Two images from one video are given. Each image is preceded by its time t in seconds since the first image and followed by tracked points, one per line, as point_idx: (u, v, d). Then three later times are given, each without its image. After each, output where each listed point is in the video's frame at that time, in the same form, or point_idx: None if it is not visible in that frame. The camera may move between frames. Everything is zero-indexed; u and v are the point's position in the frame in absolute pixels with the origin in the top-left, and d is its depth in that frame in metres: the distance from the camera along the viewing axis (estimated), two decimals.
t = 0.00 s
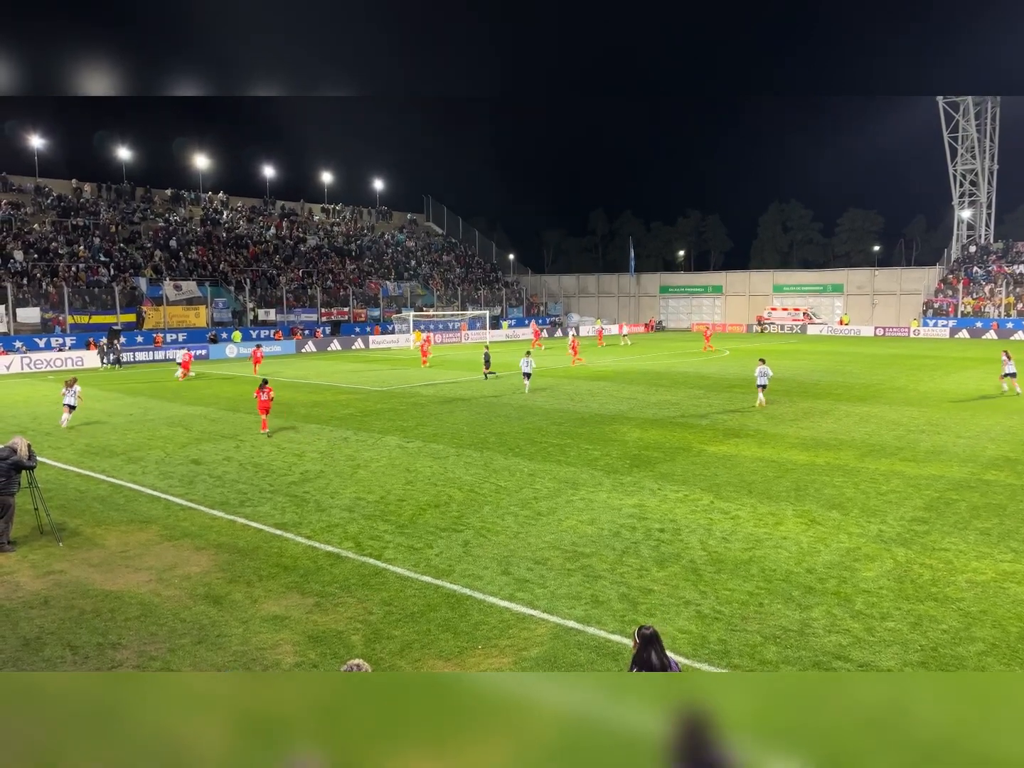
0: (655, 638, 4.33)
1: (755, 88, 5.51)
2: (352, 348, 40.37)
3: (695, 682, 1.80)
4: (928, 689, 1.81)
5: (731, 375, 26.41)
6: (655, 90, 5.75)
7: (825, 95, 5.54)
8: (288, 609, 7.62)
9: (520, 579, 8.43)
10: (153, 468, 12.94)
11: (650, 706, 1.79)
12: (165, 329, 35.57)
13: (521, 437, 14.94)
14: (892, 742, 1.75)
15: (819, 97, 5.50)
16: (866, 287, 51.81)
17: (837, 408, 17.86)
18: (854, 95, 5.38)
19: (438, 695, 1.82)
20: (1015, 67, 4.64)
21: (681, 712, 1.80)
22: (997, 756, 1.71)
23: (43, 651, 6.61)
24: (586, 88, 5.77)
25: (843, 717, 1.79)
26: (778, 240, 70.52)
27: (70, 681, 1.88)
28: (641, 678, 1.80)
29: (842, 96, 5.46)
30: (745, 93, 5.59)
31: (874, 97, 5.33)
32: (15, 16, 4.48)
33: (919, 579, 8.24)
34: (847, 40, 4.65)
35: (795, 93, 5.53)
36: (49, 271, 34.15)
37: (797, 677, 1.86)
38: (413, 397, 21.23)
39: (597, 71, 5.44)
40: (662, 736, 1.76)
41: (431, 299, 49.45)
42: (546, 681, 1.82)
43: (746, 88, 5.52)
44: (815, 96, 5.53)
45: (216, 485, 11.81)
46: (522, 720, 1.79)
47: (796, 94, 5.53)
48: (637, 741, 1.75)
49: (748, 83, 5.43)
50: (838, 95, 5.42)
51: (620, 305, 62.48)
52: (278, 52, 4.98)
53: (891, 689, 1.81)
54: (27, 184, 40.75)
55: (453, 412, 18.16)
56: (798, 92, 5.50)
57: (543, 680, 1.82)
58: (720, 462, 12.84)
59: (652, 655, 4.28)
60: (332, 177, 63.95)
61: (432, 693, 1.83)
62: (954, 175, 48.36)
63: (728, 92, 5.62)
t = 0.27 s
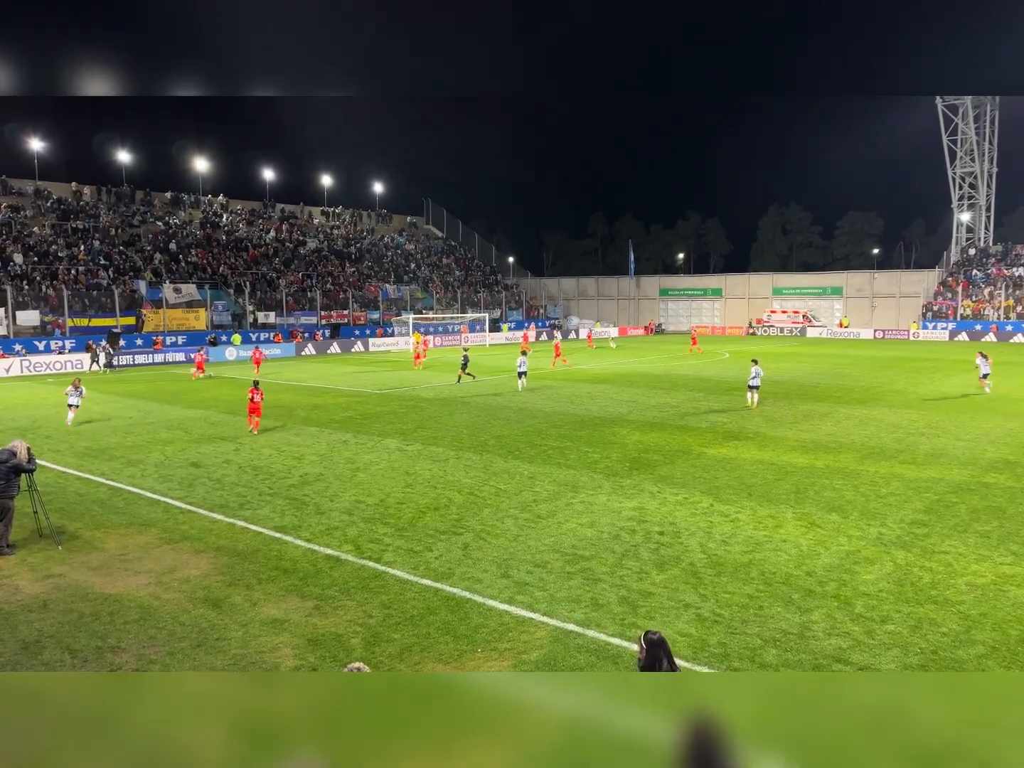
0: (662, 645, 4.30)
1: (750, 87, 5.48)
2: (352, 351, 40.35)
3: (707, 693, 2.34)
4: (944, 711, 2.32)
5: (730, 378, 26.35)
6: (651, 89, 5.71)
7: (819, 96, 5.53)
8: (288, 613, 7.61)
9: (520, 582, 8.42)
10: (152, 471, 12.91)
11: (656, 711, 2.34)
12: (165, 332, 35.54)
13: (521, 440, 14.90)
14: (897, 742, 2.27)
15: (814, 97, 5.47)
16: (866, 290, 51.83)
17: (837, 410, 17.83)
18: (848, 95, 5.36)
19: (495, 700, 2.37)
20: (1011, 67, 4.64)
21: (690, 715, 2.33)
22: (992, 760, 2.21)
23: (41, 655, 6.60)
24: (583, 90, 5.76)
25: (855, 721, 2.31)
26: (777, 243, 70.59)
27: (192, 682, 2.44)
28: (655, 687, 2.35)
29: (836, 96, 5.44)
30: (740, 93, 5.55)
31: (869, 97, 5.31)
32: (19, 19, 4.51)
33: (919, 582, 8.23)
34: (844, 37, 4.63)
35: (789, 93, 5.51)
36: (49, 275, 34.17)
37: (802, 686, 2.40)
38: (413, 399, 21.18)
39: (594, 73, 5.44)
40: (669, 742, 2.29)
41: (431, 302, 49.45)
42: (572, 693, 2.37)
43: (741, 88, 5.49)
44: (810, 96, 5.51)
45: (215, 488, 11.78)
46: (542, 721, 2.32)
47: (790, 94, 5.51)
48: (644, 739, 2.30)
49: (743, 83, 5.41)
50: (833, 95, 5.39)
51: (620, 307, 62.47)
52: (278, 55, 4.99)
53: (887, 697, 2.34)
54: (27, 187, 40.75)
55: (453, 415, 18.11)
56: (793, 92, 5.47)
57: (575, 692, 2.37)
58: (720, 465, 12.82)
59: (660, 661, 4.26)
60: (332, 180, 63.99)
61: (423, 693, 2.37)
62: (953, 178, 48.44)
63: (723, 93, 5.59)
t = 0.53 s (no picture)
0: (660, 644, 4.32)
1: (746, 88, 5.48)
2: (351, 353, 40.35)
3: (702, 697, 2.41)
4: (937, 708, 2.40)
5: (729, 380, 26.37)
6: (648, 91, 5.71)
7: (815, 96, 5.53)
8: (287, 615, 7.60)
9: (519, 584, 8.42)
10: (151, 473, 12.91)
11: (650, 714, 2.42)
12: (164, 334, 35.52)
13: (520, 442, 14.91)
14: (895, 743, 2.35)
15: (810, 97, 5.48)
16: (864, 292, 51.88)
17: (836, 412, 17.85)
18: (844, 95, 5.37)
19: (496, 706, 2.45)
20: (1008, 68, 4.66)
21: (686, 719, 2.41)
22: (988, 760, 2.29)
23: (40, 657, 6.59)
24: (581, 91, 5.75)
25: (855, 724, 2.39)
26: (776, 245, 70.66)
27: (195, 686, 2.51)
28: (650, 690, 2.43)
29: (832, 96, 5.45)
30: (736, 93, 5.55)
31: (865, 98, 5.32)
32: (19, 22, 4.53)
33: (918, 584, 8.23)
34: (842, 38, 4.63)
35: (785, 94, 5.51)
36: (48, 277, 34.17)
37: (800, 687, 2.47)
38: (412, 401, 21.20)
39: (591, 74, 5.43)
40: (664, 742, 2.37)
41: (430, 304, 49.48)
42: (569, 695, 2.43)
43: (738, 88, 5.49)
44: (805, 97, 5.52)
45: (214, 490, 11.78)
46: (540, 726, 2.40)
47: (786, 94, 5.51)
48: (639, 741, 2.38)
49: (740, 84, 5.41)
50: (830, 95, 5.40)
51: (619, 309, 62.50)
52: (278, 56, 5.01)
53: (887, 699, 2.41)
54: (26, 189, 40.75)
55: (452, 417, 18.14)
56: (789, 92, 5.47)
57: (570, 694, 2.43)
58: (719, 467, 12.82)
59: (658, 660, 4.28)
60: (331, 182, 64.06)
61: (424, 695, 2.46)
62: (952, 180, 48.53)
63: (719, 94, 5.59)
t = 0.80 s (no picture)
0: (652, 649, 4.31)
1: (743, 88, 5.47)
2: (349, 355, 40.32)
3: (699, 699, 2.42)
4: (931, 708, 2.42)
5: (727, 382, 26.38)
6: (644, 92, 5.71)
7: (812, 95, 5.54)
8: (285, 617, 7.59)
9: (517, 586, 8.41)
10: (149, 475, 12.88)
11: (645, 717, 2.43)
12: (162, 336, 35.50)
13: (519, 444, 14.91)
14: (893, 745, 2.36)
15: (806, 96, 5.48)
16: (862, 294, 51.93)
17: (834, 415, 17.85)
18: (841, 94, 5.37)
19: (493, 710, 2.45)
20: (1005, 67, 4.66)
21: (683, 722, 2.42)
22: (984, 759, 2.31)
23: (37, 660, 6.58)
24: (579, 91, 5.75)
25: (855, 726, 2.40)
26: (774, 247, 70.73)
27: (190, 690, 2.50)
28: (646, 692, 2.43)
29: (828, 96, 5.45)
30: (734, 94, 5.54)
31: (862, 97, 5.32)
32: (17, 22, 4.53)
33: (917, 587, 8.23)
34: (840, 35, 4.63)
35: (782, 94, 5.51)
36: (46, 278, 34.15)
37: (800, 689, 2.47)
38: (410, 404, 21.18)
39: (588, 75, 5.43)
40: (656, 742, 2.40)
41: (428, 306, 49.48)
42: (565, 696, 2.43)
43: (734, 89, 5.49)
44: (802, 97, 5.52)
45: (212, 492, 11.76)
46: (536, 727, 2.41)
47: (782, 94, 5.51)
48: (635, 743, 2.40)
49: (737, 84, 5.41)
50: (826, 95, 5.40)
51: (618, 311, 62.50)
52: (276, 57, 5.01)
53: (888, 701, 2.41)
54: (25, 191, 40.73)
55: (450, 419, 18.12)
56: (787, 90, 5.46)
57: (565, 695, 2.43)
58: (718, 469, 12.82)
59: (651, 664, 4.27)
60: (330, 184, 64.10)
61: (423, 695, 2.46)
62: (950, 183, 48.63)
63: (716, 95, 5.58)
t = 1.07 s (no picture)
0: (635, 652, 4.28)
1: (741, 89, 5.46)
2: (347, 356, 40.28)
3: (695, 704, 2.43)
4: (927, 710, 2.41)
5: (726, 384, 26.39)
6: (643, 93, 5.70)
7: (811, 96, 5.53)
8: (282, 619, 7.58)
9: (515, 588, 8.40)
10: (146, 477, 12.87)
11: (641, 720, 2.43)
12: (159, 337, 35.47)
13: (517, 446, 14.90)
14: (890, 749, 2.36)
15: (805, 97, 5.46)
16: (860, 296, 52.00)
17: (832, 416, 17.85)
18: (840, 94, 5.36)
19: (489, 714, 2.46)
20: (1006, 66, 4.65)
21: (678, 727, 2.42)
22: (978, 760, 2.32)
23: (34, 662, 6.56)
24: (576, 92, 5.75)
25: (854, 727, 2.40)
26: (772, 249, 70.82)
27: (185, 693, 2.50)
28: (641, 694, 2.43)
29: (828, 96, 5.44)
30: (732, 95, 5.53)
31: (862, 97, 5.30)
32: (15, 23, 4.53)
33: (914, 588, 8.24)
34: (839, 34, 4.61)
35: (781, 94, 5.50)
36: (43, 280, 34.14)
37: (796, 692, 2.47)
38: (408, 405, 21.18)
39: (586, 76, 5.42)
40: (649, 745, 2.40)
41: (427, 308, 49.46)
42: (562, 698, 2.44)
43: (734, 89, 5.47)
44: (801, 97, 5.51)
45: (209, 494, 11.75)
46: (533, 730, 2.42)
47: (781, 94, 5.50)
48: (630, 746, 2.41)
49: (736, 85, 5.39)
50: (825, 95, 5.38)
51: (616, 313, 62.54)
52: (273, 58, 5.00)
53: (887, 704, 2.41)
54: (23, 192, 40.67)
55: (449, 421, 18.12)
56: (785, 91, 5.45)
57: (562, 698, 2.44)
58: (716, 471, 12.83)
59: (636, 668, 4.25)
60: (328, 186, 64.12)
61: (421, 696, 2.46)
62: (947, 185, 48.72)
63: (715, 96, 5.56)
